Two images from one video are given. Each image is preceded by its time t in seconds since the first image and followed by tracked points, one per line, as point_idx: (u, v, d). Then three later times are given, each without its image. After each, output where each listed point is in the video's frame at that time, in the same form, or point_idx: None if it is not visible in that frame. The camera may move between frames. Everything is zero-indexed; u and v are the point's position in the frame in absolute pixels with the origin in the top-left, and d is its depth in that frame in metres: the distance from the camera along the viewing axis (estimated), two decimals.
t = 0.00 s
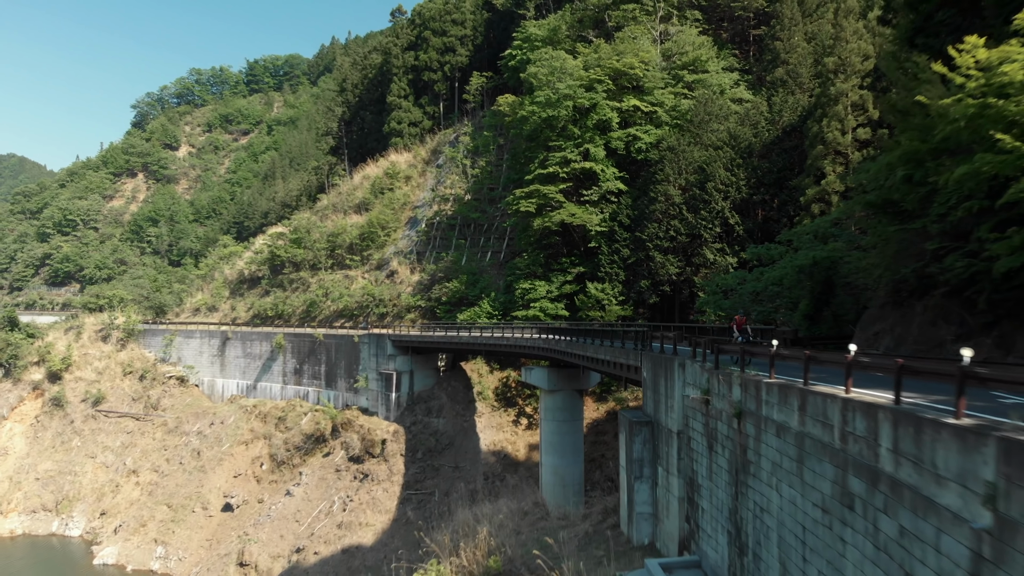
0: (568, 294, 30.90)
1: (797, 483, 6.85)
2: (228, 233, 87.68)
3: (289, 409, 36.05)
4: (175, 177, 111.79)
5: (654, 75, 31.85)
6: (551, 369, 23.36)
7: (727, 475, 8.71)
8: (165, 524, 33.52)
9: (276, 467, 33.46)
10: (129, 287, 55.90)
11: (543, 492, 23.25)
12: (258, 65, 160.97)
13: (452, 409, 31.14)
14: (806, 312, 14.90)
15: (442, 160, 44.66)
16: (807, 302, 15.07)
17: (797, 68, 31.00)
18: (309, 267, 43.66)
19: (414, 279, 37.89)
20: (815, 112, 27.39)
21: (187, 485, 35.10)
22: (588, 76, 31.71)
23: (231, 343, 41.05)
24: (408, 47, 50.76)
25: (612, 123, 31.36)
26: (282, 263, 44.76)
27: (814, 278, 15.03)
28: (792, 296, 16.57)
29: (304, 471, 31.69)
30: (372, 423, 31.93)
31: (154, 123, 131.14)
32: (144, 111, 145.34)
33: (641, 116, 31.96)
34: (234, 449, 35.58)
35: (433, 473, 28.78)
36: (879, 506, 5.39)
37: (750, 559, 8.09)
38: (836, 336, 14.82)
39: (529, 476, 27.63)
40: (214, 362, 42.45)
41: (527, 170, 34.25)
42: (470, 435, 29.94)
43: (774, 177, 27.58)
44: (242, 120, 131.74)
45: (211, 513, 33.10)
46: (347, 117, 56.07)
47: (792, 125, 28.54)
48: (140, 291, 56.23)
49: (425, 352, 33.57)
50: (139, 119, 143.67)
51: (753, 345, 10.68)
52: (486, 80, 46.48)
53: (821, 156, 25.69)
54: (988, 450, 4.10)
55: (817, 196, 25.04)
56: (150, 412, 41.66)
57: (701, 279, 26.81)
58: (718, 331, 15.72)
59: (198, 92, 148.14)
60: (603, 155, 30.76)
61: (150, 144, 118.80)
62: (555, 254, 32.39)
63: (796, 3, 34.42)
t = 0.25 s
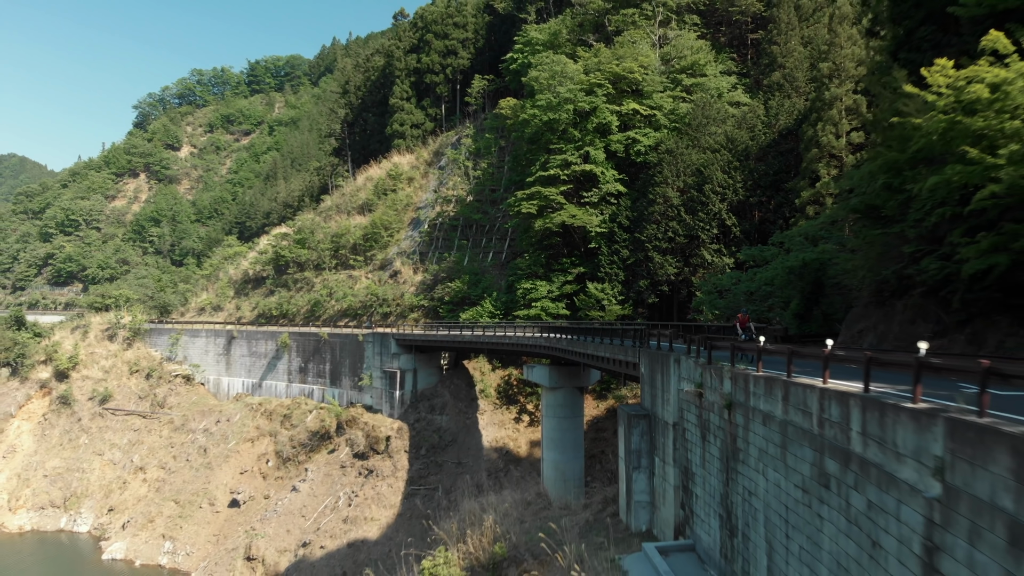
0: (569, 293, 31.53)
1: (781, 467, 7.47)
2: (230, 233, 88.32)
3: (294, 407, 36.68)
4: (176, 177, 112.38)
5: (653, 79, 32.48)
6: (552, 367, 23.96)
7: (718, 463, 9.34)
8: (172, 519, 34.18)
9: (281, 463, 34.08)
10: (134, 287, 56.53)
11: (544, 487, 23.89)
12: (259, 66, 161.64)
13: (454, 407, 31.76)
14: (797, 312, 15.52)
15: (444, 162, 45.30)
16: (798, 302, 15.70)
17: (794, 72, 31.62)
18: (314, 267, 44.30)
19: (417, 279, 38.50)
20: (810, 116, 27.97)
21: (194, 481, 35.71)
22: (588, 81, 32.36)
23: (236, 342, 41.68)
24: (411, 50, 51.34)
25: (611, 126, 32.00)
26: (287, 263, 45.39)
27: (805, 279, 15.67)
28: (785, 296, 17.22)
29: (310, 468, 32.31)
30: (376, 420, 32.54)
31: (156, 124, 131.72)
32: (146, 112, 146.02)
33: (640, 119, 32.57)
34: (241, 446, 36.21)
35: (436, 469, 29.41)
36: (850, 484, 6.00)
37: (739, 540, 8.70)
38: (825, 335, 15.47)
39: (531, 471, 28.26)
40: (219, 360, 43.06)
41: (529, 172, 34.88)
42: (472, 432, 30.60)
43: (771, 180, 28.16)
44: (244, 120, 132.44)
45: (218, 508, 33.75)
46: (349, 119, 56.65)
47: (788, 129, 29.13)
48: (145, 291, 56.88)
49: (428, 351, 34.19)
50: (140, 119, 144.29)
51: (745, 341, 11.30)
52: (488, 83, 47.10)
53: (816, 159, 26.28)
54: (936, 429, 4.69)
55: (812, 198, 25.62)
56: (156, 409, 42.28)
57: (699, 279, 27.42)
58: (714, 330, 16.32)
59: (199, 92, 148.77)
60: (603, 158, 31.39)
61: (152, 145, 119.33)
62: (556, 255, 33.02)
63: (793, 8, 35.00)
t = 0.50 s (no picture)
0: (569, 293, 32.20)
1: (767, 453, 8.10)
2: (233, 233, 89.01)
3: (300, 405, 37.35)
4: (178, 177, 113.00)
5: (652, 83, 33.13)
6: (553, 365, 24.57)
7: (711, 452, 9.98)
8: (180, 515, 34.87)
9: (287, 460, 34.72)
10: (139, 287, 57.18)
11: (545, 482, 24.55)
12: (260, 66, 162.38)
13: (457, 405, 32.42)
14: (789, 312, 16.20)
15: (447, 164, 45.98)
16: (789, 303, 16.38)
17: (789, 77, 32.26)
18: (318, 268, 44.96)
19: (420, 279, 39.15)
20: (805, 120, 28.58)
21: (201, 478, 36.34)
22: (589, 85, 33.02)
23: (242, 341, 42.34)
24: (413, 53, 51.97)
25: (611, 130, 32.65)
26: (291, 264, 46.07)
27: (796, 280, 16.34)
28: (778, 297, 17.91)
29: (315, 464, 32.96)
30: (380, 418, 33.16)
31: (158, 124, 132.33)
32: (148, 112, 146.65)
33: (640, 123, 33.22)
34: (247, 443, 36.87)
35: (440, 466, 30.06)
36: (826, 465, 6.61)
37: (730, 523, 9.34)
38: (815, 333, 16.13)
39: (532, 467, 28.94)
40: (225, 359, 43.71)
41: (530, 174, 35.53)
42: (475, 429, 31.26)
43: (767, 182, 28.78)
44: (245, 121, 133.15)
45: (225, 504, 34.42)
46: (352, 121, 57.30)
47: (784, 132, 29.75)
48: (150, 291, 57.53)
49: (431, 350, 34.85)
50: (142, 120, 144.93)
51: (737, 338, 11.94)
52: (490, 86, 47.77)
53: (811, 163, 26.87)
54: (896, 412, 5.31)
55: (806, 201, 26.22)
56: (162, 408, 42.94)
57: (696, 279, 28.08)
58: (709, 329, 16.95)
59: (201, 93, 149.42)
60: (603, 161, 32.04)
61: (154, 145, 119.89)
62: (557, 256, 33.69)
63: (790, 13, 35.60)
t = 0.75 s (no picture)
0: (570, 293, 32.88)
1: (754, 440, 8.77)
2: (234, 234, 89.69)
3: (305, 402, 38.04)
4: (180, 177, 113.66)
5: (650, 88, 33.79)
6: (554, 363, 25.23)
7: (703, 441, 10.64)
8: (187, 511, 35.57)
9: (293, 457, 35.39)
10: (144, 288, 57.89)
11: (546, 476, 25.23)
12: (261, 67, 163.15)
13: (460, 402, 33.10)
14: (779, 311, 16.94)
15: (449, 166, 46.69)
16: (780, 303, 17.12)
17: (785, 81, 32.92)
18: (322, 268, 45.62)
19: (423, 279, 39.83)
20: (799, 124, 29.23)
21: (207, 475, 36.99)
22: (588, 89, 33.70)
23: (247, 340, 43.01)
24: (415, 55, 52.63)
25: (610, 133, 33.34)
26: (295, 264, 46.77)
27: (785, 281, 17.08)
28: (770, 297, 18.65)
29: (320, 461, 33.63)
30: (385, 415, 33.82)
31: (159, 125, 133.01)
32: (149, 113, 147.36)
33: (638, 126, 33.90)
34: (253, 440, 37.54)
35: (443, 462, 30.73)
36: (805, 449, 7.27)
37: (721, 507, 10.00)
38: (805, 331, 16.85)
39: (533, 463, 29.62)
40: (231, 358, 44.37)
41: (531, 177, 36.22)
42: (477, 426, 31.94)
43: (763, 185, 29.45)
44: (246, 121, 133.85)
45: (232, 500, 35.10)
46: (355, 123, 57.99)
47: (779, 135, 30.41)
48: (154, 291, 58.22)
49: (434, 348, 35.52)
50: (144, 120, 145.60)
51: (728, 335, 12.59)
52: (491, 89, 48.48)
53: (805, 165, 27.48)
54: (862, 398, 5.95)
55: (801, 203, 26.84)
56: (169, 406, 43.62)
57: (694, 279, 28.76)
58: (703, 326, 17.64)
59: (202, 94, 150.13)
60: (603, 163, 32.71)
61: (156, 146, 120.53)
62: (557, 256, 34.37)
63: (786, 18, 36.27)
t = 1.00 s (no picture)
0: (570, 292, 33.58)
1: (742, 428, 9.44)
2: (236, 234, 90.33)
3: (309, 400, 38.75)
4: (181, 178, 114.33)
5: (648, 91, 34.50)
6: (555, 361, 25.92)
7: (697, 431, 11.32)
8: (195, 507, 36.27)
9: (298, 453, 36.10)
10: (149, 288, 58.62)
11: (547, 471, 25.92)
12: (262, 68, 163.97)
13: (462, 399, 33.81)
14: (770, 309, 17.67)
15: (450, 167, 47.43)
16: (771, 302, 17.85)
17: (781, 85, 33.63)
18: (325, 268, 46.33)
19: (426, 279, 40.54)
20: (794, 127, 29.90)
21: (214, 471, 37.66)
22: (588, 93, 34.39)
23: (253, 339, 43.73)
24: (417, 58, 53.35)
25: (609, 136, 34.04)
26: (299, 264, 47.49)
27: (777, 281, 17.82)
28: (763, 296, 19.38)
29: (326, 457, 34.33)
30: (388, 412, 34.51)
31: (161, 125, 133.70)
32: (150, 113, 148.06)
33: (637, 129, 34.60)
34: (259, 437, 38.24)
35: (446, 458, 31.44)
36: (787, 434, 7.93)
37: (713, 492, 10.70)
38: (795, 329, 17.58)
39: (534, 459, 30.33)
40: (236, 357, 45.09)
41: (531, 178, 36.92)
42: (479, 423, 32.64)
43: (758, 187, 30.12)
44: (247, 122, 134.56)
45: (238, 496, 35.80)
46: (357, 125, 58.71)
47: (775, 138, 31.09)
48: (159, 291, 58.93)
49: (437, 347, 36.22)
50: (145, 121, 146.30)
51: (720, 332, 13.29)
52: (493, 92, 49.24)
53: (800, 168, 28.14)
54: (834, 384, 6.61)
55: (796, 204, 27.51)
56: (175, 403, 44.33)
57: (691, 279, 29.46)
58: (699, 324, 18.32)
59: (203, 94, 150.84)
60: (602, 165, 33.41)
61: (157, 146, 121.19)
62: (557, 256, 35.07)
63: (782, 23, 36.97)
